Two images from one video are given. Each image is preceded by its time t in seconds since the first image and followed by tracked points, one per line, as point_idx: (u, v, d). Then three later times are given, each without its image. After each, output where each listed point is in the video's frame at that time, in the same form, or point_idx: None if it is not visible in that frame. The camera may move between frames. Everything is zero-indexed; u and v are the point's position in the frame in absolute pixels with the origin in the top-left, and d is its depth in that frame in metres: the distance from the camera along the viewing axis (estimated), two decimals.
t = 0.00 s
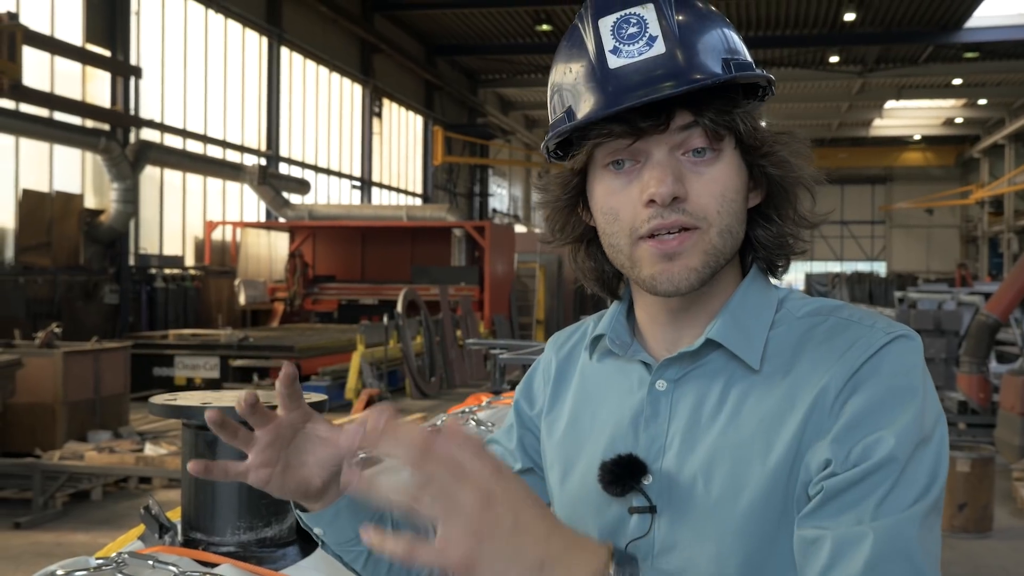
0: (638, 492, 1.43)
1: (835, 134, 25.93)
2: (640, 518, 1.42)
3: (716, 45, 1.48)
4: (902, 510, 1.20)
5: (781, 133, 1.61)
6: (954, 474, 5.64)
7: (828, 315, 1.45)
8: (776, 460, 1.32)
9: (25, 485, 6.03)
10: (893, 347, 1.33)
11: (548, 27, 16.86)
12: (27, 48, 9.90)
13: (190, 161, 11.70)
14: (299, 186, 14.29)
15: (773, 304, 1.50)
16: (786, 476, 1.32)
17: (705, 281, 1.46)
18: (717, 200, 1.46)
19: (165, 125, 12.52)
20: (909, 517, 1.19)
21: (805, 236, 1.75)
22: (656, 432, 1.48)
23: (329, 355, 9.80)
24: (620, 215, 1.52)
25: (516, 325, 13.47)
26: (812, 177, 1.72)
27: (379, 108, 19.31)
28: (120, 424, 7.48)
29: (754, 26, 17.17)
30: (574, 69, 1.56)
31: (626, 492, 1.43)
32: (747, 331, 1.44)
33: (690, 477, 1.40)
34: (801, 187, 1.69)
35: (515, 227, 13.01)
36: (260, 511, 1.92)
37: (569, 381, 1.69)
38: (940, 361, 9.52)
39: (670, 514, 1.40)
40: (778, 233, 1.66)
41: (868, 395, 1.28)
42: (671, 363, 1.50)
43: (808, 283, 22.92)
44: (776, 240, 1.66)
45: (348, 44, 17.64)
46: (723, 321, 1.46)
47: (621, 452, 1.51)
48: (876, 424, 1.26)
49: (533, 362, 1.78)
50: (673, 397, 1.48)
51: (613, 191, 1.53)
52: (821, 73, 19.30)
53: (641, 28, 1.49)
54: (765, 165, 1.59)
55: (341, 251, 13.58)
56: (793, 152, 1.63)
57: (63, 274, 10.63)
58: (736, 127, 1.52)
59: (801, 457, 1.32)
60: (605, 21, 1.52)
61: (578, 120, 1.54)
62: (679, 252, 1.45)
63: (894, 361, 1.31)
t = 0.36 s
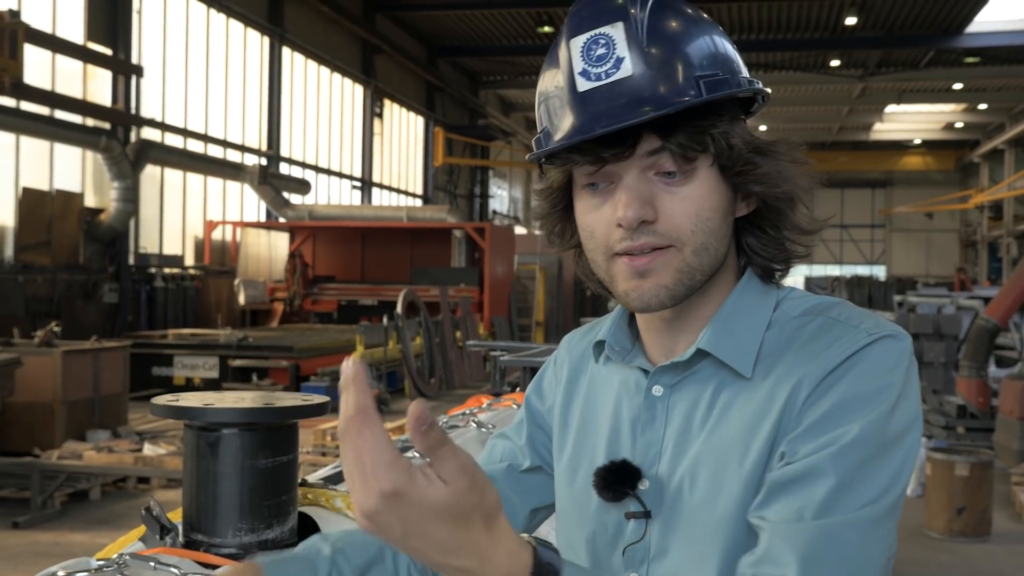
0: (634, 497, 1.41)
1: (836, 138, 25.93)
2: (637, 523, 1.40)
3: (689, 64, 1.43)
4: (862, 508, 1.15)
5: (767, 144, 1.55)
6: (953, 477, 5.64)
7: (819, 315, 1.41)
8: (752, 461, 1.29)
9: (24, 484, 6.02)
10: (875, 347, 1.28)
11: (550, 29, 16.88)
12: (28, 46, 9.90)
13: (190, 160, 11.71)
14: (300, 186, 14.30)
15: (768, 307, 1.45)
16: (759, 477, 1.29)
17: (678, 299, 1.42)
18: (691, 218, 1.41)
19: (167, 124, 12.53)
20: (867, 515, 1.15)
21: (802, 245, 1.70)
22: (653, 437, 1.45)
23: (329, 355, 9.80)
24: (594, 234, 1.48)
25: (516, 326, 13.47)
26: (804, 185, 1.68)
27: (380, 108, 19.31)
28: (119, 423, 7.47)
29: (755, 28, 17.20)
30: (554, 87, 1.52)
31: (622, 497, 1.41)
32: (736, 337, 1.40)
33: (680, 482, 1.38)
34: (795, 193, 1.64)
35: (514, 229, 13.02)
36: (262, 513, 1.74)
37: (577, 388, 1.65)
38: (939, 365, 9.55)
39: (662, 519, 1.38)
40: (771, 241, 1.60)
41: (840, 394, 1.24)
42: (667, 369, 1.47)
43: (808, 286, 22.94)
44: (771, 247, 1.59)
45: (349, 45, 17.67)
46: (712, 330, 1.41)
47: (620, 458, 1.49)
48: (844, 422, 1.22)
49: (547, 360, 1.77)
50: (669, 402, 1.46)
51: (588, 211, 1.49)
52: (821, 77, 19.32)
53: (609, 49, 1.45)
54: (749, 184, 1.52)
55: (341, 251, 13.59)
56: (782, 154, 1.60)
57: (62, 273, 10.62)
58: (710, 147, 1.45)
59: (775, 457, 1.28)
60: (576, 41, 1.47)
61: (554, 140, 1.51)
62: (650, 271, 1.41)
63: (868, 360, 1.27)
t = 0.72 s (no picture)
0: (608, 512, 1.41)
1: (833, 140, 25.95)
2: (612, 538, 1.41)
3: (674, 56, 1.45)
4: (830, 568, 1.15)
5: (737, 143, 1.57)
6: (952, 479, 5.63)
7: (793, 328, 1.34)
8: (718, 490, 1.26)
9: (22, 490, 6.00)
10: (846, 370, 1.21)
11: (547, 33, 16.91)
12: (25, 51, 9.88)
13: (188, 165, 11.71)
14: (297, 191, 14.29)
15: (738, 316, 1.40)
16: (727, 509, 1.26)
17: (671, 288, 1.41)
18: (679, 208, 1.42)
19: (164, 129, 12.52)
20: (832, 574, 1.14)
21: (773, 246, 1.71)
22: (625, 452, 1.42)
23: (327, 360, 9.80)
24: (581, 228, 1.48)
25: (514, 329, 13.46)
26: (775, 187, 1.70)
27: (377, 112, 19.32)
28: (117, 428, 7.46)
29: (751, 30, 17.22)
30: (531, 84, 1.51)
31: (596, 514, 1.41)
32: (706, 352, 1.35)
33: (652, 506, 1.36)
34: (764, 196, 1.66)
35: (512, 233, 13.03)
36: (263, 517, 1.74)
37: (562, 396, 1.64)
38: (937, 367, 9.58)
39: (637, 536, 1.38)
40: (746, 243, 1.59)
41: (809, 432, 1.19)
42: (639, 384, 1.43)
43: (806, 288, 22.93)
44: (745, 249, 1.58)
45: (346, 49, 17.69)
46: (679, 346, 1.36)
47: (597, 472, 1.47)
48: (813, 470, 1.18)
49: (533, 369, 1.77)
50: (642, 418, 1.42)
51: (575, 203, 1.50)
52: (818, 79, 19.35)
53: (595, 42, 1.45)
54: (727, 173, 1.56)
55: (340, 256, 13.59)
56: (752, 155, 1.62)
57: (59, 278, 10.60)
58: (695, 136, 1.48)
59: (742, 490, 1.25)
60: (559, 36, 1.48)
61: (536, 134, 1.49)
62: (642, 260, 1.41)
63: (837, 394, 1.20)
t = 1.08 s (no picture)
0: (591, 515, 1.43)
1: (833, 144, 25.97)
2: (595, 540, 1.42)
3: (659, 59, 1.46)
4: None
5: (723, 143, 1.58)
6: (953, 482, 5.62)
7: (780, 333, 1.34)
8: (702, 497, 1.26)
9: (22, 492, 6.00)
10: (829, 381, 1.21)
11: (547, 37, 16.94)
12: (25, 53, 9.89)
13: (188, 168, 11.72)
14: (297, 194, 14.31)
15: (721, 322, 1.40)
16: (714, 515, 1.26)
17: (662, 290, 1.41)
18: (669, 208, 1.43)
19: (165, 132, 12.53)
20: None
21: (757, 246, 1.73)
22: (609, 455, 1.43)
23: (327, 363, 9.81)
24: (573, 231, 1.48)
25: (514, 332, 13.47)
26: (760, 185, 1.72)
27: (377, 116, 19.35)
28: (117, 431, 7.46)
29: (750, 34, 17.25)
30: (517, 86, 1.51)
31: (578, 516, 1.42)
32: (689, 358, 1.35)
33: (635, 509, 1.37)
34: (749, 196, 1.68)
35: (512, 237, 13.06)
36: (264, 519, 1.75)
37: (550, 396, 1.65)
38: (937, 371, 9.58)
39: (621, 537, 1.40)
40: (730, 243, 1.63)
41: (795, 441, 1.18)
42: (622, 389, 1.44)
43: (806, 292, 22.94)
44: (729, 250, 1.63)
45: (346, 52, 17.72)
46: (662, 349, 1.37)
47: (583, 474, 1.48)
48: (798, 480, 1.18)
49: (520, 371, 1.77)
50: (625, 421, 1.42)
51: (566, 206, 1.50)
52: (818, 83, 19.40)
53: (583, 43, 1.45)
54: (713, 174, 1.57)
55: (340, 259, 13.61)
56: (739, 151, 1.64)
57: (60, 281, 10.60)
58: (684, 137, 1.49)
59: (729, 498, 1.25)
60: (547, 38, 1.48)
61: (525, 136, 1.49)
62: (634, 263, 1.41)
63: (823, 403, 1.19)
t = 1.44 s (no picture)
0: (589, 515, 1.43)
1: (832, 144, 25.99)
2: (592, 540, 1.43)
3: (656, 62, 1.47)
4: None
5: (723, 145, 1.58)
6: (952, 482, 5.63)
7: (778, 337, 1.35)
8: (700, 500, 1.27)
9: (22, 494, 6.00)
10: (830, 386, 1.21)
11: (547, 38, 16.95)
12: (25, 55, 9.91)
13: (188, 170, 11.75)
14: (297, 195, 14.32)
15: (719, 327, 1.41)
16: (712, 517, 1.27)
17: (658, 297, 1.42)
18: (665, 215, 1.43)
19: (164, 134, 12.54)
20: None
21: (757, 248, 1.73)
22: (607, 455, 1.44)
23: (327, 364, 9.82)
24: (570, 236, 1.49)
25: (515, 333, 13.50)
26: (758, 188, 1.72)
27: (376, 117, 19.37)
28: (117, 432, 7.46)
29: (749, 34, 17.27)
30: (515, 89, 1.53)
31: (576, 515, 1.43)
32: (689, 361, 1.36)
33: (633, 510, 1.37)
34: (748, 197, 1.68)
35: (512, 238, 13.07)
36: (267, 519, 1.75)
37: (546, 394, 1.66)
38: (937, 371, 9.59)
39: (619, 537, 1.40)
40: (728, 245, 1.64)
41: (794, 444, 1.19)
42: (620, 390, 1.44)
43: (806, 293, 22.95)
44: (727, 252, 1.64)
45: (346, 53, 17.75)
46: (663, 352, 1.38)
47: (581, 475, 1.48)
48: (797, 484, 1.18)
49: (517, 371, 1.78)
50: (623, 422, 1.43)
51: (562, 211, 1.51)
52: (818, 83, 19.43)
53: (578, 47, 1.46)
54: (710, 178, 1.57)
55: (340, 260, 13.62)
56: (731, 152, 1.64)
57: (60, 283, 10.59)
58: (679, 142, 1.50)
59: (727, 502, 1.26)
60: (543, 42, 1.49)
61: (522, 141, 1.51)
62: (629, 270, 1.42)
63: (823, 410, 1.20)
